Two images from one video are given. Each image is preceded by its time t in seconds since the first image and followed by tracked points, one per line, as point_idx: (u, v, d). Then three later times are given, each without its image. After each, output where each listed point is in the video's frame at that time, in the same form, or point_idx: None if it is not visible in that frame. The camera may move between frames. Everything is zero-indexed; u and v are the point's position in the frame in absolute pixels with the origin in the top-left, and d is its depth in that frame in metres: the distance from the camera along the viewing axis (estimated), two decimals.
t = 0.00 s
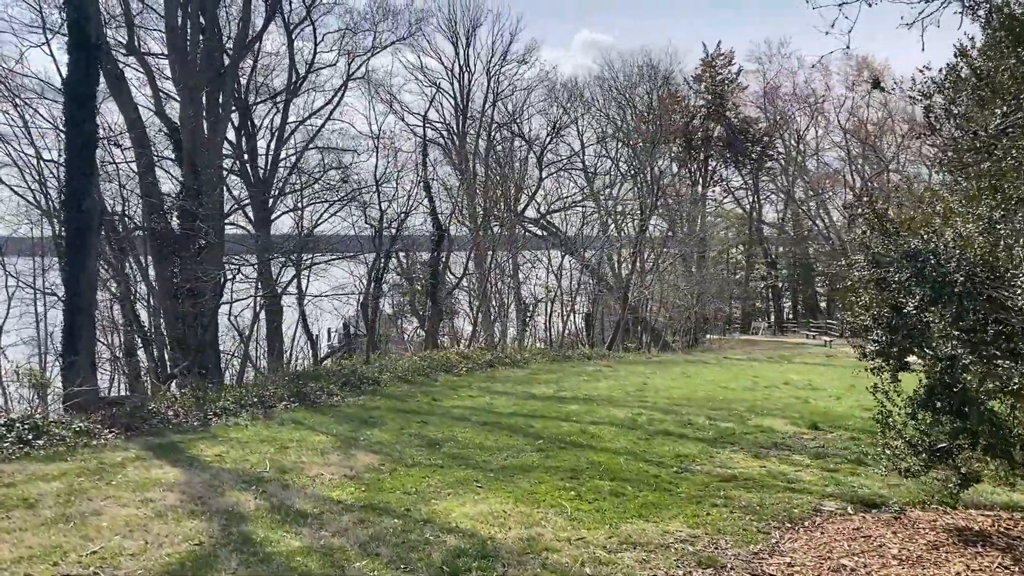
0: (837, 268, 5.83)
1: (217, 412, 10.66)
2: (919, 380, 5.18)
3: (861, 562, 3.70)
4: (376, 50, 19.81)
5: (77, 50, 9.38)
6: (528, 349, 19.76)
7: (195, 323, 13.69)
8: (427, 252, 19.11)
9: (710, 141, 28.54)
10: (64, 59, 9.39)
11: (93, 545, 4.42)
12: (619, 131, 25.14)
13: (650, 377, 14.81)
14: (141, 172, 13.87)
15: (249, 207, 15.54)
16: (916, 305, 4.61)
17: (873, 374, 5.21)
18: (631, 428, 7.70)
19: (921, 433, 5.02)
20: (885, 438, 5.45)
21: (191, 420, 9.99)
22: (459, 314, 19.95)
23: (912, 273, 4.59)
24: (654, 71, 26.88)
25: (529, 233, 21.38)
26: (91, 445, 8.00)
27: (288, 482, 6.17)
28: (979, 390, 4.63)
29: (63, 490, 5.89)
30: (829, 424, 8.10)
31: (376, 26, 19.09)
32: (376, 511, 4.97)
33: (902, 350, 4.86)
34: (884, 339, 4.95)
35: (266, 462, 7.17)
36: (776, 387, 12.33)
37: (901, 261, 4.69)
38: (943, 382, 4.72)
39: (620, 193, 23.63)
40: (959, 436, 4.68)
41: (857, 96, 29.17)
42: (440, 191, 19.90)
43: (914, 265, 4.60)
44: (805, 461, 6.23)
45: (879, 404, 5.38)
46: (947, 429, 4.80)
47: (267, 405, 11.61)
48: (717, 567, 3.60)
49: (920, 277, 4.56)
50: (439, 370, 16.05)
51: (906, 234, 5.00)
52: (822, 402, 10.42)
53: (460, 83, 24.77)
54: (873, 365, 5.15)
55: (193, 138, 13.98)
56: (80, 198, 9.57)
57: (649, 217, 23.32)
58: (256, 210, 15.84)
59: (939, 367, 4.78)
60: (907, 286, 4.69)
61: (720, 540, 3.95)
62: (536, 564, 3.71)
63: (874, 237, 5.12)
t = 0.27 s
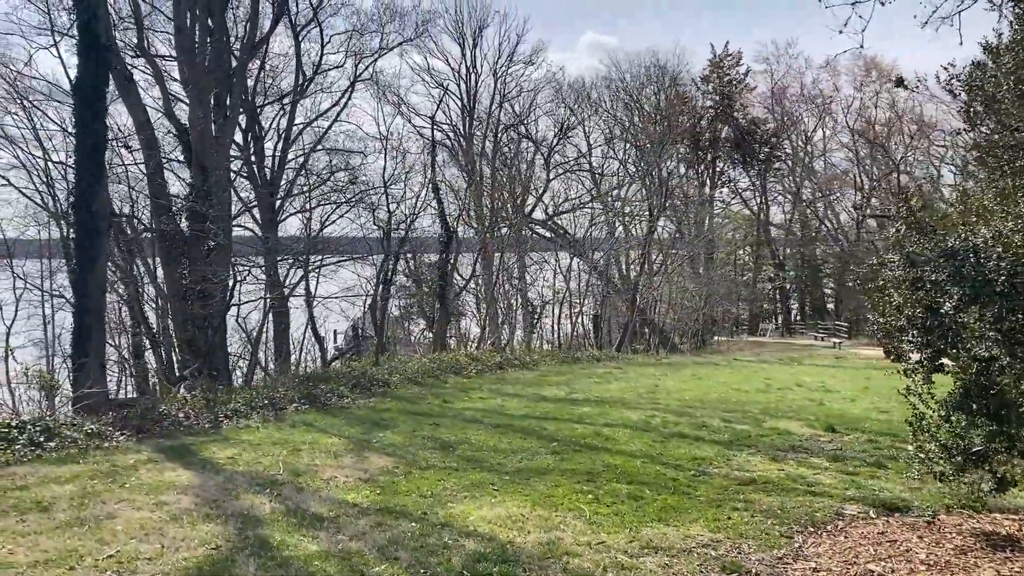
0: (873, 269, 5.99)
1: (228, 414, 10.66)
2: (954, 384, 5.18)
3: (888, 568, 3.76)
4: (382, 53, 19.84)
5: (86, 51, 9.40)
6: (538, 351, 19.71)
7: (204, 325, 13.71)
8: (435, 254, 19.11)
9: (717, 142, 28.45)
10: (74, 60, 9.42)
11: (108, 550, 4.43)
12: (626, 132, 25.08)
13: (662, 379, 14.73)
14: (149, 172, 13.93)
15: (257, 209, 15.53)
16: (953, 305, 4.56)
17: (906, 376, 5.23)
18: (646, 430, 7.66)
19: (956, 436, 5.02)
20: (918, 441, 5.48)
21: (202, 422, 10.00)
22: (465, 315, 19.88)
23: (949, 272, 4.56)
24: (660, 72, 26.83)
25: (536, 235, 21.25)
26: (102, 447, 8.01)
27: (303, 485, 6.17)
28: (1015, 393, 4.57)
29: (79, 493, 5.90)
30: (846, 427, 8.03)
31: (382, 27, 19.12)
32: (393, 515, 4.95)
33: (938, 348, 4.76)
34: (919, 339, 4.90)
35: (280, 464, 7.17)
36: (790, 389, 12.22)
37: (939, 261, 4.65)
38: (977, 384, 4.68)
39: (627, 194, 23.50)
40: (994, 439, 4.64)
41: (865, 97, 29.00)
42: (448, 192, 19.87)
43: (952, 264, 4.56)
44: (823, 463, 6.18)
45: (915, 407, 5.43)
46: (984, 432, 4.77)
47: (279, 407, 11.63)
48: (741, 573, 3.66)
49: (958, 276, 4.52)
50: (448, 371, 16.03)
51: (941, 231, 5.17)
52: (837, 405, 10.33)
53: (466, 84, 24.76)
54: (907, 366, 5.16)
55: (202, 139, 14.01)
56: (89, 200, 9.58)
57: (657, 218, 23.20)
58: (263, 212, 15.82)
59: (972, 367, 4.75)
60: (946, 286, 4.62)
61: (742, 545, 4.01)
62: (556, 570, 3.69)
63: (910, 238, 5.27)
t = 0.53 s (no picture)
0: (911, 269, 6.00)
1: (251, 415, 10.80)
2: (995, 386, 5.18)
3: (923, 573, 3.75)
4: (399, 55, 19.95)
5: (110, 57, 9.55)
6: (555, 352, 19.71)
7: (226, 326, 13.88)
8: (452, 255, 18.88)
9: (734, 143, 28.28)
10: (98, 65, 9.57)
11: (143, 550, 4.53)
12: (642, 133, 24.97)
13: (682, 382, 14.66)
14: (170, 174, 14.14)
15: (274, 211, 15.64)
16: (996, 308, 4.53)
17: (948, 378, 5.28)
18: (668, 433, 7.65)
19: (997, 439, 4.96)
20: (958, 444, 5.42)
21: (225, 423, 10.12)
22: (481, 317, 20.12)
23: (994, 274, 4.40)
24: (677, 73, 26.73)
25: (552, 237, 21.25)
26: (128, 447, 8.14)
27: (329, 485, 6.25)
28: None
29: (108, 492, 6.02)
30: (870, 429, 7.97)
31: (400, 29, 19.24)
32: (420, 516, 5.00)
33: (978, 352, 4.84)
34: (960, 340, 4.95)
35: (304, 465, 7.25)
36: (812, 391, 12.10)
37: (980, 263, 4.50)
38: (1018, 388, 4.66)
39: (644, 196, 23.35)
40: None
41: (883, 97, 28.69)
42: (465, 194, 19.92)
43: (992, 266, 4.42)
44: (849, 466, 6.15)
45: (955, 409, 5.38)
46: None
47: (300, 408, 11.76)
48: None
49: (1002, 279, 4.36)
50: (467, 373, 16.08)
51: (984, 233, 5.10)
52: (860, 407, 10.24)
53: (482, 86, 24.81)
54: (948, 368, 5.27)
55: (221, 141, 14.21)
56: (112, 203, 9.73)
57: (674, 220, 23.08)
58: (281, 214, 15.92)
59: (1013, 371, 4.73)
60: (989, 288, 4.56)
61: (773, 548, 4.02)
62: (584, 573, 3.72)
63: (951, 238, 5.27)
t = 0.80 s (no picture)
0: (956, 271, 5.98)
1: (283, 415, 10.99)
2: None
3: None
4: (424, 58, 20.11)
5: (144, 63, 9.78)
6: (581, 354, 19.70)
7: (256, 327, 14.12)
8: (478, 256, 18.98)
9: (760, 144, 28.04)
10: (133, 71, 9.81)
11: (187, 549, 4.66)
12: (667, 135, 24.87)
13: (709, 385, 14.58)
14: (200, 177, 14.41)
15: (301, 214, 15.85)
16: None
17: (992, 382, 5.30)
18: (700, 436, 7.64)
19: None
20: (1000, 451, 5.34)
21: (257, 423, 10.31)
22: (504, 318, 20.06)
23: None
24: (702, 73, 26.58)
25: (577, 239, 21.26)
26: (164, 447, 8.33)
27: (363, 486, 6.36)
28: None
29: (148, 491, 6.18)
30: (904, 434, 7.86)
31: (426, 32, 19.39)
32: (456, 518, 5.07)
33: None
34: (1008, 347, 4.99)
35: (336, 466, 7.36)
36: (843, 396, 11.93)
37: None
38: None
39: (669, 198, 23.25)
40: None
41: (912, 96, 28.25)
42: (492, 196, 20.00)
43: None
44: (884, 471, 6.08)
45: (1001, 414, 5.29)
46: None
47: (331, 408, 11.94)
48: None
49: None
50: (493, 374, 16.17)
51: None
52: (892, 411, 10.08)
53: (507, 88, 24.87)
54: (995, 374, 5.15)
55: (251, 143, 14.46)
56: (146, 206, 9.96)
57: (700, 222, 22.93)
58: (308, 217, 16.14)
59: None
60: None
61: (812, 553, 4.02)
62: None
63: (1002, 242, 5.19)
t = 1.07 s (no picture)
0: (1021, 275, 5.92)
1: (322, 416, 11.19)
2: None
3: None
4: (459, 61, 20.27)
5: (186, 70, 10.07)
6: (615, 357, 19.63)
7: (295, 328, 14.40)
8: (513, 258, 19.22)
9: (796, 146, 27.69)
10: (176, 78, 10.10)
11: (235, 546, 4.81)
12: (702, 137, 24.70)
13: (747, 389, 14.44)
14: (238, 180, 14.76)
15: (337, 215, 16.08)
16: None
17: None
18: (740, 440, 7.58)
19: None
20: None
21: (297, 422, 10.52)
22: (536, 320, 20.35)
23: None
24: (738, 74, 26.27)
25: (611, 241, 21.21)
26: (206, 445, 8.56)
27: (404, 486, 6.46)
28: None
29: (195, 489, 6.37)
30: (948, 440, 7.69)
31: (461, 35, 19.55)
32: (498, 519, 5.13)
33: None
34: None
35: (377, 466, 7.49)
36: (884, 401, 11.71)
37: None
38: None
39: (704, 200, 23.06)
40: None
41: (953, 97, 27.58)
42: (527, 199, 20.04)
43: None
44: (929, 478, 5.97)
45: None
46: None
47: (369, 409, 12.13)
48: None
49: None
50: (528, 377, 16.22)
51: None
52: (936, 418, 9.85)
53: (541, 90, 24.91)
54: None
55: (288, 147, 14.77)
56: (187, 209, 10.24)
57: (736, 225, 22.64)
58: (343, 218, 16.37)
59: None
60: None
61: (858, 559, 3.99)
62: None
63: None
